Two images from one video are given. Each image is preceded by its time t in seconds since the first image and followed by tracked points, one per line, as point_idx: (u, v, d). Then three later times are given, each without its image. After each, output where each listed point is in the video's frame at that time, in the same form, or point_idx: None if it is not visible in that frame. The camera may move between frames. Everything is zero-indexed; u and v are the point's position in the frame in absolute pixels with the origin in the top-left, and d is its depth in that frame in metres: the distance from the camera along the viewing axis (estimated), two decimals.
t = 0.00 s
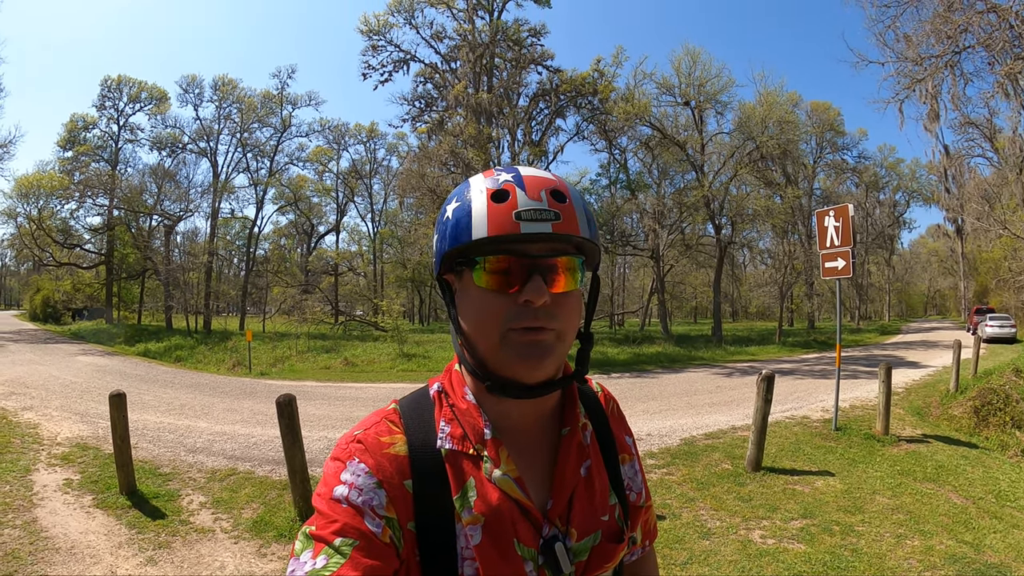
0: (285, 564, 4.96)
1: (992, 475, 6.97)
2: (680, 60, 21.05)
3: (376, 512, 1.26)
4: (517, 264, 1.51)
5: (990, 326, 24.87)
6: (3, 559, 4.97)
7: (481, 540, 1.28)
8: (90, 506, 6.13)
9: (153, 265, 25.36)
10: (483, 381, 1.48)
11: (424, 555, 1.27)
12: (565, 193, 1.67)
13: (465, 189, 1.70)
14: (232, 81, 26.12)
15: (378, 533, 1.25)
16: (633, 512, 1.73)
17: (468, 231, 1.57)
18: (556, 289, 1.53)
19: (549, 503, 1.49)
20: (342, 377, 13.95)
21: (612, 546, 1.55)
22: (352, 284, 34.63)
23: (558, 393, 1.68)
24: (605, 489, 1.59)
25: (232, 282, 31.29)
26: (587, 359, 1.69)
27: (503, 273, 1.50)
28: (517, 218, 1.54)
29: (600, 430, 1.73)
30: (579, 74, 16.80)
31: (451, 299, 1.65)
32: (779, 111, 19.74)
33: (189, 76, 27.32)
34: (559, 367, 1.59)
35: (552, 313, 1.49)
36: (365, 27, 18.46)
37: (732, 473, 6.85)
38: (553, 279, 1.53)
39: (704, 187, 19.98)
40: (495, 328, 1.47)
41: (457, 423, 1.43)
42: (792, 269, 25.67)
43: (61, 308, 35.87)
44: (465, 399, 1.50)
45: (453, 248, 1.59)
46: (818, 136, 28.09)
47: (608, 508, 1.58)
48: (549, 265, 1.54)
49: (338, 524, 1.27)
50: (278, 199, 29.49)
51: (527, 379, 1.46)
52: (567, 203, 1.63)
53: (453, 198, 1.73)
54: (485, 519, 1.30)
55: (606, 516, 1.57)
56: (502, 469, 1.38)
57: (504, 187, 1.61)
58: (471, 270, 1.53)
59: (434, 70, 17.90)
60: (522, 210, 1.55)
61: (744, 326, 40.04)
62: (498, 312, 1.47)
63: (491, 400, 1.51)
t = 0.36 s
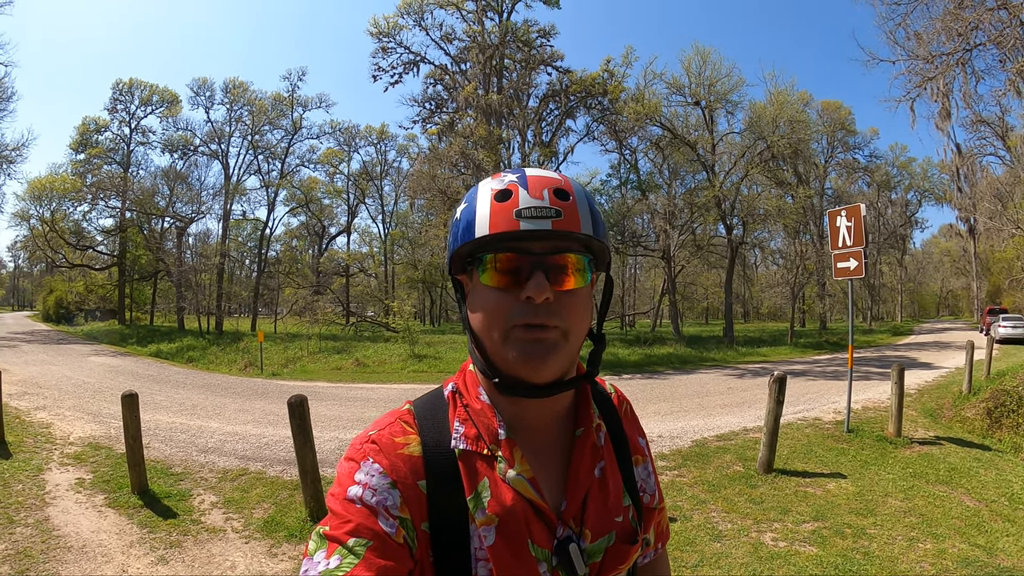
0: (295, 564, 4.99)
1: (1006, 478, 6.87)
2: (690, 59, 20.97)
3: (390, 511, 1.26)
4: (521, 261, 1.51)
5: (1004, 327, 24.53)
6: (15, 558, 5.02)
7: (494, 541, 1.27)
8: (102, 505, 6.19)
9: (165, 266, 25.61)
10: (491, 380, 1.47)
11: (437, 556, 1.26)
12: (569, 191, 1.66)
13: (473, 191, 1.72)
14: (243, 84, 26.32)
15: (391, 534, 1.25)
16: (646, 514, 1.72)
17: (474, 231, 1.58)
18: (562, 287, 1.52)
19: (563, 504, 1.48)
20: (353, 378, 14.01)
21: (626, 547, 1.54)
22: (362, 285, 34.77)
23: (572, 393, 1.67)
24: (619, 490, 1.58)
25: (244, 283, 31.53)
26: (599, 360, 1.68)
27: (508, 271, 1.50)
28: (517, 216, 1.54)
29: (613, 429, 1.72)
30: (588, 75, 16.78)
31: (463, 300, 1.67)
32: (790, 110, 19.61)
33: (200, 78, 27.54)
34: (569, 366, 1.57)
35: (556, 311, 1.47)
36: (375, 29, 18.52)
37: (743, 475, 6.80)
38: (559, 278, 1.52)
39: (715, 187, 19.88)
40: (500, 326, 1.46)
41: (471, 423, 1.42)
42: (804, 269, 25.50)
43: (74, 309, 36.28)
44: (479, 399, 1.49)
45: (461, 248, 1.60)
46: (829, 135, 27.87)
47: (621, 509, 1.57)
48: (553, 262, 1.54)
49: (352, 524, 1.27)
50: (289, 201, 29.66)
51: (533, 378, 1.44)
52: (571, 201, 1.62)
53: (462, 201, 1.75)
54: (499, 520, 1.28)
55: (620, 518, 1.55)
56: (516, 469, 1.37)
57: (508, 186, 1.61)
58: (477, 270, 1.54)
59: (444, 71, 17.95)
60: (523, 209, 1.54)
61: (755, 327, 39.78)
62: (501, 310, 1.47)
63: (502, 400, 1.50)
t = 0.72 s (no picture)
0: (304, 564, 5.01)
1: (1018, 479, 6.79)
2: (699, 57, 20.87)
3: (402, 515, 1.25)
4: (533, 262, 1.50)
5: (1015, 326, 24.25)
6: (25, 556, 5.08)
7: (506, 544, 1.25)
8: (112, 504, 6.25)
9: (176, 266, 25.81)
10: (503, 382, 1.46)
11: (449, 559, 1.25)
12: (580, 193, 1.65)
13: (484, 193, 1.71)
14: (251, 85, 26.47)
15: (403, 536, 1.24)
16: (659, 517, 1.71)
17: (485, 233, 1.57)
18: (574, 290, 1.51)
19: (576, 508, 1.48)
20: (362, 378, 14.06)
21: (638, 551, 1.53)
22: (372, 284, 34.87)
23: (583, 397, 1.66)
24: (631, 494, 1.57)
25: (254, 283, 31.71)
26: (613, 363, 1.66)
27: (520, 273, 1.50)
28: (528, 218, 1.53)
29: (625, 432, 1.71)
30: (597, 74, 16.74)
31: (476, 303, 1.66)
32: (799, 108, 19.47)
33: (209, 79, 27.70)
34: (581, 369, 1.55)
35: (568, 312, 1.47)
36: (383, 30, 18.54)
37: (754, 476, 6.76)
38: (572, 280, 1.52)
39: (724, 185, 19.78)
40: (511, 328, 1.45)
41: (484, 425, 1.41)
42: (814, 268, 25.33)
43: (85, 309, 36.59)
44: (492, 402, 1.48)
45: (473, 249, 1.60)
46: (839, 133, 27.69)
47: (634, 513, 1.56)
48: (565, 263, 1.53)
49: (364, 527, 1.27)
50: (298, 201, 29.80)
51: (545, 379, 1.43)
52: (582, 203, 1.62)
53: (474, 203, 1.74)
54: (511, 524, 1.27)
55: (633, 521, 1.54)
56: (529, 472, 1.36)
57: (519, 188, 1.60)
58: (489, 271, 1.54)
59: (452, 71, 17.97)
60: (534, 210, 1.54)
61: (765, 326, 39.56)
62: (513, 311, 1.46)
63: (515, 402, 1.49)
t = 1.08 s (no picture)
0: (311, 561, 5.04)
1: None
2: (706, 53, 20.75)
3: (404, 512, 1.25)
4: (555, 264, 1.47)
5: None
6: (34, 553, 5.13)
7: (509, 542, 1.25)
8: (121, 501, 6.29)
9: (183, 264, 25.97)
10: (518, 386, 1.44)
11: (451, 557, 1.25)
12: (594, 193, 1.64)
13: (491, 191, 1.64)
14: (258, 83, 26.54)
15: (405, 534, 1.24)
16: (664, 516, 1.69)
17: (501, 236, 1.50)
18: (592, 291, 1.50)
19: (579, 506, 1.46)
20: (370, 375, 14.11)
21: (643, 549, 1.51)
22: (379, 281, 34.95)
23: (586, 395, 1.64)
24: (636, 491, 1.55)
25: (261, 280, 31.87)
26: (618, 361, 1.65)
27: (540, 275, 1.46)
28: (552, 220, 1.49)
29: (629, 431, 1.69)
30: (604, 70, 16.68)
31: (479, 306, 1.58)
32: (807, 104, 19.33)
33: (216, 78, 27.80)
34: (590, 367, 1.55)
35: (589, 314, 1.46)
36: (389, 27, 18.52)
37: (762, 474, 6.75)
38: (589, 281, 1.51)
39: (731, 182, 19.67)
40: (533, 331, 1.42)
41: (486, 423, 1.41)
42: (822, 265, 25.17)
43: (93, 307, 36.86)
44: (494, 399, 1.47)
45: (483, 251, 1.52)
46: (847, 129, 27.50)
47: (638, 511, 1.54)
48: (583, 266, 1.51)
49: (365, 525, 1.27)
50: (305, 198, 29.88)
51: (565, 379, 1.42)
52: (597, 203, 1.61)
53: (479, 200, 1.66)
54: (514, 521, 1.27)
55: (636, 519, 1.52)
56: (531, 469, 1.35)
57: (536, 188, 1.56)
58: (503, 274, 1.47)
59: (459, 68, 17.96)
60: (557, 212, 1.51)
61: (773, 323, 39.39)
62: (535, 314, 1.42)
63: (523, 402, 1.47)
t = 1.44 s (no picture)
0: (320, 555, 5.07)
1: None
2: (714, 45, 20.61)
3: (407, 513, 1.22)
4: (579, 272, 1.39)
5: None
6: (44, 547, 5.19)
7: (515, 543, 1.22)
8: (130, 496, 6.36)
9: (192, 259, 26.14)
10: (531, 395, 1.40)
11: (456, 558, 1.22)
12: (621, 192, 1.56)
13: (509, 181, 1.52)
14: (265, 78, 26.59)
15: (409, 535, 1.21)
16: (673, 513, 1.68)
17: (525, 238, 1.40)
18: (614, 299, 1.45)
19: (586, 505, 1.44)
20: (378, 368, 14.17)
21: (652, 548, 1.49)
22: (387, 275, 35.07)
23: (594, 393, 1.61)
24: (643, 489, 1.53)
25: (270, 275, 32.05)
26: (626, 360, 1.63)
27: (564, 283, 1.38)
28: (583, 224, 1.41)
29: (637, 427, 1.67)
30: (611, 62, 16.59)
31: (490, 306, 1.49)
32: (816, 96, 19.18)
33: (222, 73, 27.85)
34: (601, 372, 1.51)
35: (611, 326, 1.41)
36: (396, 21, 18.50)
37: (771, 469, 6.73)
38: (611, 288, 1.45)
39: (740, 175, 19.55)
40: (554, 343, 1.36)
41: (489, 422, 1.38)
42: (831, 259, 25.00)
43: (103, 302, 37.16)
44: (498, 399, 1.44)
45: (502, 253, 1.42)
46: (857, 122, 27.28)
47: (647, 510, 1.52)
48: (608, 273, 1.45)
49: (369, 527, 1.24)
50: (313, 193, 29.96)
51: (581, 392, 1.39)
52: (625, 204, 1.53)
53: (493, 189, 1.54)
54: (519, 522, 1.24)
55: (645, 517, 1.51)
56: (536, 468, 1.32)
57: (563, 184, 1.46)
58: (522, 279, 1.39)
59: (466, 61, 17.93)
60: (588, 215, 1.42)
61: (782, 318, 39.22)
62: (557, 326, 1.35)
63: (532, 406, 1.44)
